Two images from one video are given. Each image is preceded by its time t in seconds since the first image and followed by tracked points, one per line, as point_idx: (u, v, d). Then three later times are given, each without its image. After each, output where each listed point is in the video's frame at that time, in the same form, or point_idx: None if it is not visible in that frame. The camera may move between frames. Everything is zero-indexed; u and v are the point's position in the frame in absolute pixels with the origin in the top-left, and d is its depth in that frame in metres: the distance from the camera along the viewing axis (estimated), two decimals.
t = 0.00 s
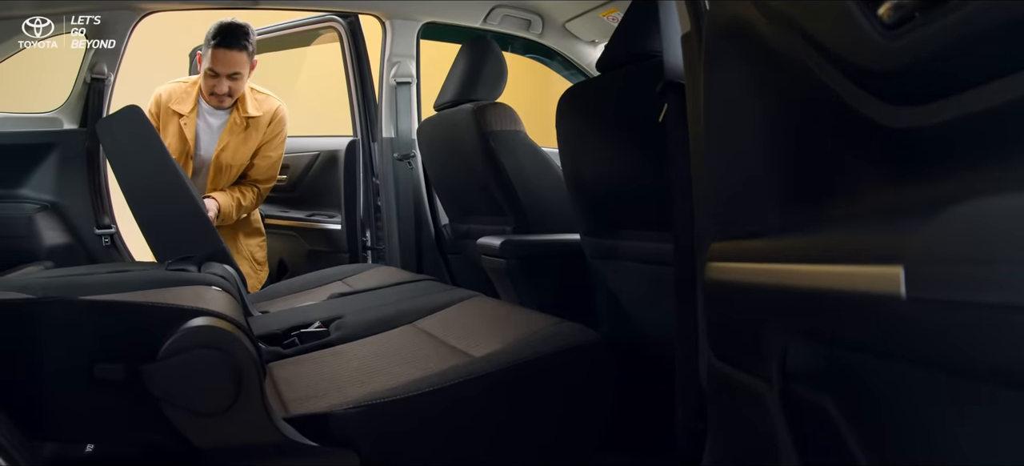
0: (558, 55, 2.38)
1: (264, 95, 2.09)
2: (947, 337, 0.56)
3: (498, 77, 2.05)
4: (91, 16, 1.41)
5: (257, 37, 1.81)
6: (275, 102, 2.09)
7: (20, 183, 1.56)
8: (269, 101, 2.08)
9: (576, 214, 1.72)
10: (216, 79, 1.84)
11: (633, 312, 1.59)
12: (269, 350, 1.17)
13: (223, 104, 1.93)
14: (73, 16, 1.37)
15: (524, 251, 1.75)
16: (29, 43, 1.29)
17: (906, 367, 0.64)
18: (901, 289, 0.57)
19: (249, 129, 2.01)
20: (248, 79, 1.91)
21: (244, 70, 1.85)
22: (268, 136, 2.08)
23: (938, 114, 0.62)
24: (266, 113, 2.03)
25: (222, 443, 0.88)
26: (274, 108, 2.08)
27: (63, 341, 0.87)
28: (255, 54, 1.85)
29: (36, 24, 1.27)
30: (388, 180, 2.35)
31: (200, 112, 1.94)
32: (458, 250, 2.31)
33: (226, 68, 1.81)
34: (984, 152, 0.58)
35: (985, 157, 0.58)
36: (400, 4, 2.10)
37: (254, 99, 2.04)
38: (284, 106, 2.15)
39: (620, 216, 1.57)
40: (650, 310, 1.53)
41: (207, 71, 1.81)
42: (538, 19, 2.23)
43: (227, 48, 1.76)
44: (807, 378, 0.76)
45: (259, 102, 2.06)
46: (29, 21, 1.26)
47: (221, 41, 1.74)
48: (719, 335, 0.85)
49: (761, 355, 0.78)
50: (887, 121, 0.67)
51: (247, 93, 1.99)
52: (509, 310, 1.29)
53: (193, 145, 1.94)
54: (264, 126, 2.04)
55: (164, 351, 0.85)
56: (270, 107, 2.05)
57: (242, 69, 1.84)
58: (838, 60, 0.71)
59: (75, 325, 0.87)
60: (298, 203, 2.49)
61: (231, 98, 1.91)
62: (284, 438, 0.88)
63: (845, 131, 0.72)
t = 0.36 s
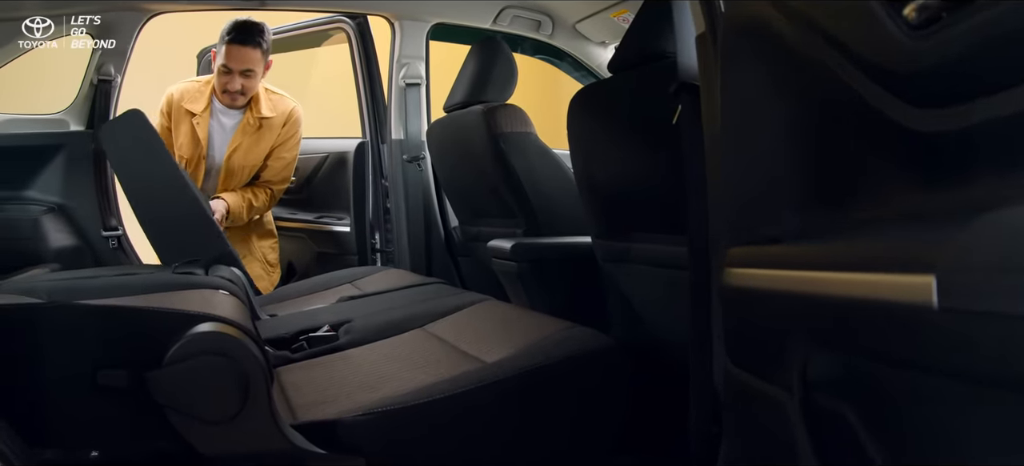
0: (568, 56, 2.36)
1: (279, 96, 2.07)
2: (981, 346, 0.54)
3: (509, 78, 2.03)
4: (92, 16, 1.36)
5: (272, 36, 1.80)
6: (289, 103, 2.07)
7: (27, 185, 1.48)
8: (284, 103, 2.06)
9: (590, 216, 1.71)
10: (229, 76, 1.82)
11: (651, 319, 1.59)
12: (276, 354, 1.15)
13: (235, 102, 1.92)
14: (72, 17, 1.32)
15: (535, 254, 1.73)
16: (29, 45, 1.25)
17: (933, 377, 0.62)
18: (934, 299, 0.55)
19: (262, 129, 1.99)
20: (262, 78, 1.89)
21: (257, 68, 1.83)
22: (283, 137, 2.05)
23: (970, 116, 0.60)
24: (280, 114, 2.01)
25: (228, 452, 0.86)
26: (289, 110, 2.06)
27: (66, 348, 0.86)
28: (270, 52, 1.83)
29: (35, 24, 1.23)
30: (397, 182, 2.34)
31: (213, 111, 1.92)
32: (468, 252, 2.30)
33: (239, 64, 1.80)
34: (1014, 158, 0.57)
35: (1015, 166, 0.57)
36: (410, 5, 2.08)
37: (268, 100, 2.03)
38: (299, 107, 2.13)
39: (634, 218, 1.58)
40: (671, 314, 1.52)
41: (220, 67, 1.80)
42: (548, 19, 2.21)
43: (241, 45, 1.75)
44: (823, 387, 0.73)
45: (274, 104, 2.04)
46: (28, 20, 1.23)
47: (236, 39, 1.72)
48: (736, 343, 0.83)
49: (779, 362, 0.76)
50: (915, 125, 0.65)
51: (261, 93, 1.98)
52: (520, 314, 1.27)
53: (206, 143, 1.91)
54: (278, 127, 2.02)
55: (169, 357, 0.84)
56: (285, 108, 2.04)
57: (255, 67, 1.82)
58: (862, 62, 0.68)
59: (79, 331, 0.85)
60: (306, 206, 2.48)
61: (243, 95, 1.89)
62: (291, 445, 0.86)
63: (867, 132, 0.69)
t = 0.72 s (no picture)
0: (576, 57, 2.34)
1: (285, 103, 2.08)
2: None
3: (517, 79, 2.01)
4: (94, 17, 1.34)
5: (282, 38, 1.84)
6: (294, 110, 2.10)
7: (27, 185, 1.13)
8: (288, 110, 2.09)
9: (598, 217, 1.72)
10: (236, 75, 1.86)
11: (659, 321, 1.58)
12: (280, 359, 1.13)
13: (240, 103, 1.92)
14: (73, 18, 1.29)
15: (543, 257, 1.71)
16: (31, 46, 1.20)
17: (969, 383, 0.60)
18: (976, 302, 0.55)
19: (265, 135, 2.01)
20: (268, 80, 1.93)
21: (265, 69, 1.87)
22: (286, 144, 2.08)
23: (1000, 110, 0.59)
24: (285, 121, 2.04)
25: (230, 458, 0.84)
26: (294, 116, 2.10)
27: (63, 352, 0.82)
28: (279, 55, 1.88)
29: (36, 24, 1.20)
30: (405, 184, 2.32)
31: (220, 112, 1.91)
32: (476, 255, 2.28)
33: (246, 63, 1.83)
34: None
35: None
36: (418, 4, 2.06)
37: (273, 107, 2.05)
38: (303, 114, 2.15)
39: (647, 220, 1.56)
40: (679, 316, 1.51)
41: (227, 65, 1.83)
42: (556, 20, 2.19)
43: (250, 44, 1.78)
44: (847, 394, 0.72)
45: (280, 110, 2.07)
46: (28, 20, 1.19)
47: (246, 37, 1.76)
48: (754, 345, 0.83)
49: (802, 371, 0.76)
50: (946, 120, 0.63)
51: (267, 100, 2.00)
52: (531, 318, 1.25)
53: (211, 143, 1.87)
54: (282, 133, 2.05)
55: (168, 363, 0.82)
56: (290, 115, 2.06)
57: (262, 67, 1.85)
58: (889, 56, 0.67)
59: (77, 335, 0.82)
60: (311, 208, 2.45)
61: (249, 97, 1.91)
62: (292, 453, 0.84)
63: (895, 125, 0.68)
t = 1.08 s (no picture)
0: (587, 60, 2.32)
1: (291, 106, 1.98)
2: None
3: (526, 81, 2.00)
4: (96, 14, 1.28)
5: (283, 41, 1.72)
6: (302, 113, 1.99)
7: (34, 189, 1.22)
8: (295, 112, 1.97)
9: (608, 222, 1.70)
10: (231, 78, 1.74)
11: (674, 329, 1.57)
12: (284, 366, 1.11)
13: (238, 109, 1.80)
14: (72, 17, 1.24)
15: (553, 262, 1.69)
16: (30, 46, 1.18)
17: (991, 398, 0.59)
18: (1015, 317, 0.54)
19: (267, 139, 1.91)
20: (268, 84, 1.80)
21: (262, 75, 1.74)
22: (290, 148, 1.96)
23: None
24: (288, 124, 1.93)
25: None
26: (300, 119, 1.98)
27: (59, 359, 0.78)
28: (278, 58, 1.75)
29: (36, 24, 1.17)
30: (413, 188, 2.31)
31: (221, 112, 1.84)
32: (484, 259, 2.26)
33: (243, 66, 1.71)
34: None
35: None
36: (426, 6, 2.05)
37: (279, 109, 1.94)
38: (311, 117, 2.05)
39: (658, 225, 1.54)
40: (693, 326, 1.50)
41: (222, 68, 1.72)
42: (565, 22, 2.17)
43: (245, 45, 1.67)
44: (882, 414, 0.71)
45: (285, 113, 1.95)
46: (28, 20, 1.16)
47: (242, 39, 1.64)
48: (773, 355, 0.81)
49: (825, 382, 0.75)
50: (977, 121, 0.63)
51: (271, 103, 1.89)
52: (542, 326, 1.23)
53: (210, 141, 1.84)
54: (285, 138, 1.94)
55: (167, 370, 0.77)
56: (294, 119, 1.95)
57: (259, 72, 1.72)
58: (917, 55, 0.67)
59: (73, 340, 0.78)
60: (318, 211, 2.43)
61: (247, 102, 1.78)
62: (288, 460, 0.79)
63: (919, 129, 0.68)
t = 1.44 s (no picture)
0: (598, 63, 2.31)
1: (302, 111, 2.00)
2: None
3: (535, 83, 1.99)
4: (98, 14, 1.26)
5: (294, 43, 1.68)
6: (312, 118, 2.02)
7: (36, 196, 1.32)
8: (305, 117, 2.00)
9: (618, 227, 1.68)
10: (239, 78, 1.70)
11: (685, 334, 1.55)
12: (288, 372, 1.09)
13: (245, 109, 1.77)
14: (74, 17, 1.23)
15: (564, 268, 1.68)
16: (30, 46, 1.16)
17: None
18: None
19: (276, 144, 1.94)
20: (277, 86, 1.76)
21: (271, 75, 1.70)
22: (299, 153, 2.00)
23: None
24: (298, 130, 1.96)
25: None
26: (311, 125, 2.01)
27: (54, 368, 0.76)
28: (288, 60, 1.71)
29: (35, 24, 1.17)
30: (421, 192, 2.29)
31: (236, 113, 1.81)
32: (493, 264, 2.24)
33: (251, 67, 1.67)
34: None
35: None
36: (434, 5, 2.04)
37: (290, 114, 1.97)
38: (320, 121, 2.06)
39: (667, 230, 1.53)
40: (703, 330, 1.49)
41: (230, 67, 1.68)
42: (575, 25, 2.16)
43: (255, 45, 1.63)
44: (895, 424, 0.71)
45: (295, 118, 1.98)
46: (28, 20, 1.16)
47: (252, 39, 1.62)
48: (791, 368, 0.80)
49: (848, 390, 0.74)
50: (1001, 126, 0.60)
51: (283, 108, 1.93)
52: (553, 334, 1.21)
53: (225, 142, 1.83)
54: (294, 143, 1.97)
55: (165, 380, 0.75)
56: (305, 124, 1.98)
57: (267, 73, 1.69)
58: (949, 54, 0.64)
59: (70, 348, 0.76)
60: (324, 215, 2.42)
61: (255, 104, 1.75)
62: None
63: (942, 131, 0.66)
